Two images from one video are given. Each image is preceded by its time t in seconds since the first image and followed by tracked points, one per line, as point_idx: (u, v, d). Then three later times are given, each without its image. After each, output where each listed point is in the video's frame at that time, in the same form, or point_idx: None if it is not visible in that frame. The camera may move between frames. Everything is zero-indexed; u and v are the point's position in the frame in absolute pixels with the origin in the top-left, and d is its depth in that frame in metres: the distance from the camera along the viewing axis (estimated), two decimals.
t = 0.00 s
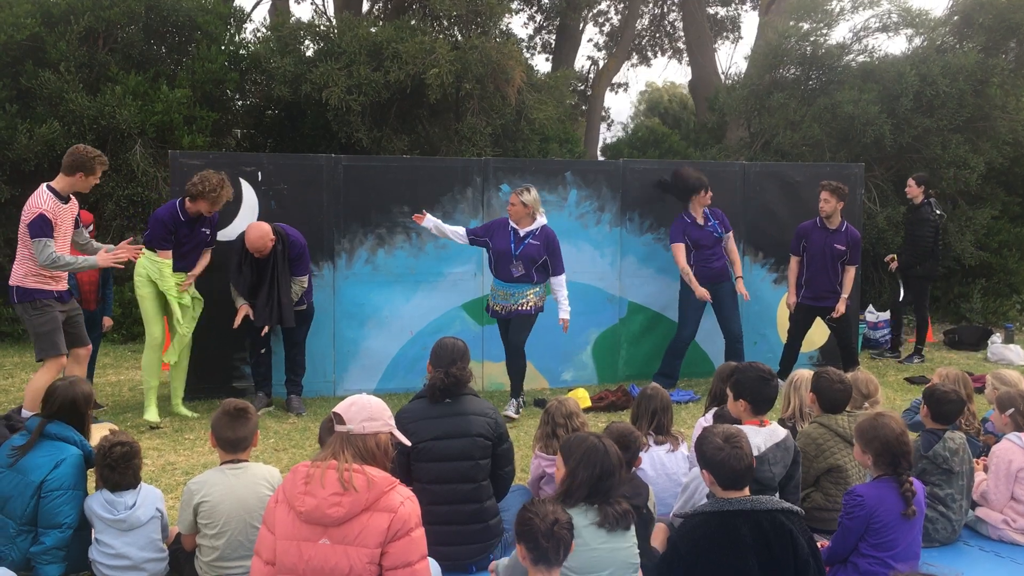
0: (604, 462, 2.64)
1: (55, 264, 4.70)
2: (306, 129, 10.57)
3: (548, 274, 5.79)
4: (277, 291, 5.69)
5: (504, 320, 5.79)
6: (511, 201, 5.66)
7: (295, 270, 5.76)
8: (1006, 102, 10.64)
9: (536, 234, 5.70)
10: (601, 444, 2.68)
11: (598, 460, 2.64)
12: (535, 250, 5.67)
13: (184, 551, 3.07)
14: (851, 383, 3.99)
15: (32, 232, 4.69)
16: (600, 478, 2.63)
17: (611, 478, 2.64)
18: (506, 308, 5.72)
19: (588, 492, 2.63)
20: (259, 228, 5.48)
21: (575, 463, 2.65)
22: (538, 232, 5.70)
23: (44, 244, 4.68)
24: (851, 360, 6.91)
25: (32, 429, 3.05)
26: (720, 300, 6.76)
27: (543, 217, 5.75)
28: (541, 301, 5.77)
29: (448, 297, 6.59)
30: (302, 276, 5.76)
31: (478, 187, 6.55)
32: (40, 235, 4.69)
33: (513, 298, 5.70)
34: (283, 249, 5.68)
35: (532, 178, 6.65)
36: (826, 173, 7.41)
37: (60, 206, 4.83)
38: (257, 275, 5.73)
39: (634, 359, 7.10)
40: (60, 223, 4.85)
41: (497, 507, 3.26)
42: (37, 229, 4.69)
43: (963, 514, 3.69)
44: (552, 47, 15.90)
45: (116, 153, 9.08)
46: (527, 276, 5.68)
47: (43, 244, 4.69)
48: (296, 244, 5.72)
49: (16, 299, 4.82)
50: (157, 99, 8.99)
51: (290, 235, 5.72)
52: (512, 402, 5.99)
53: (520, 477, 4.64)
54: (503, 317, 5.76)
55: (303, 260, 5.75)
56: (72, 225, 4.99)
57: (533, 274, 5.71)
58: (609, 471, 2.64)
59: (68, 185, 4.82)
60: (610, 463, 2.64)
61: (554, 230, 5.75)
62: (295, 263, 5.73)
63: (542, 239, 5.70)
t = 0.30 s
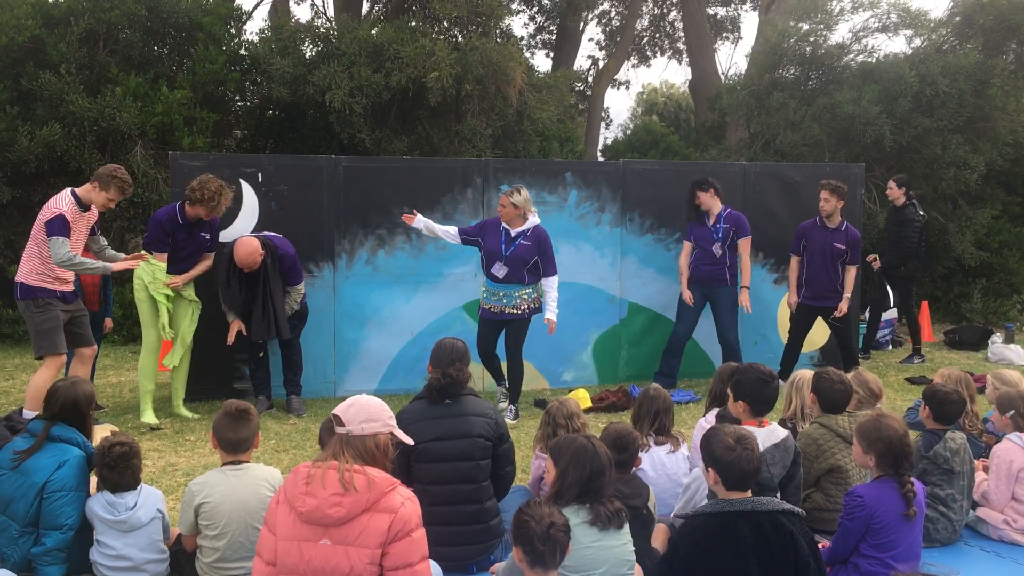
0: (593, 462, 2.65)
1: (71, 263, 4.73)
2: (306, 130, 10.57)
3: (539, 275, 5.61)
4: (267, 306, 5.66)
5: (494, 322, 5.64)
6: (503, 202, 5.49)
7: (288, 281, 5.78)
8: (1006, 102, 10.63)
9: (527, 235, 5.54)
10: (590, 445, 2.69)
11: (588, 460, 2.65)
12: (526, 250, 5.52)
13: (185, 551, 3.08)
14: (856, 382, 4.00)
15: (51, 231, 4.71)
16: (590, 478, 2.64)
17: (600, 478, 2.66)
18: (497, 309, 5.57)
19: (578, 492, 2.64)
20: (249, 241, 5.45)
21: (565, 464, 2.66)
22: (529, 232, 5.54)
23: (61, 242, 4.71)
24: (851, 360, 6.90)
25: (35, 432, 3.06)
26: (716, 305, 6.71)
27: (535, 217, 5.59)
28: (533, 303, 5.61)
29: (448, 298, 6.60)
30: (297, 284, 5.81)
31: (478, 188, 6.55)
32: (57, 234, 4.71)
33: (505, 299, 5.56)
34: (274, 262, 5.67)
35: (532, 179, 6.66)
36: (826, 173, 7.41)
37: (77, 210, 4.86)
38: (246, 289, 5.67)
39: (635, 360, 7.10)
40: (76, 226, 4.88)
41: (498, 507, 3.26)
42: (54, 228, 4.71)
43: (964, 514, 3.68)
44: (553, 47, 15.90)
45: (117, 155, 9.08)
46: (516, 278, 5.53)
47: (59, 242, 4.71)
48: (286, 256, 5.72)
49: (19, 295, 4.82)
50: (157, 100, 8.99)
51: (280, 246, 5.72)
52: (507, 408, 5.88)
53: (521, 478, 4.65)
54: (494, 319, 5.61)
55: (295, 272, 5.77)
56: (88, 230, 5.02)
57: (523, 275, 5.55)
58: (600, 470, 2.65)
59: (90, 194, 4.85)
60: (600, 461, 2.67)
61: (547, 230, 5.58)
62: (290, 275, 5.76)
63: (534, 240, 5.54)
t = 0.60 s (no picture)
0: (594, 466, 2.65)
1: (71, 271, 4.73)
2: (306, 132, 10.58)
3: (525, 277, 5.53)
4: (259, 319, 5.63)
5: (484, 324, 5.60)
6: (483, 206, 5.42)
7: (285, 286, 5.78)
8: (1006, 104, 10.63)
9: (511, 237, 5.45)
10: (592, 449, 2.69)
11: (589, 464, 2.65)
12: (509, 253, 5.44)
13: (185, 553, 3.08)
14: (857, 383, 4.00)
15: (56, 237, 4.74)
16: (592, 480, 2.64)
17: (602, 481, 2.66)
18: (484, 312, 5.53)
19: (580, 494, 2.64)
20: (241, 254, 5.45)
21: (567, 467, 2.65)
22: (513, 234, 5.45)
23: (65, 249, 4.72)
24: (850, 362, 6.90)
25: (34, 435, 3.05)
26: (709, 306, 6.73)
27: (519, 218, 5.49)
28: (520, 305, 5.56)
29: (448, 300, 6.60)
30: (296, 288, 5.80)
31: (478, 190, 6.55)
32: (62, 240, 4.73)
33: (492, 303, 5.51)
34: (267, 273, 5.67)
35: (532, 181, 6.67)
36: (826, 175, 7.42)
37: (87, 219, 4.86)
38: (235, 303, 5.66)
39: (634, 361, 7.10)
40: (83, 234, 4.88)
41: (498, 510, 3.26)
42: (60, 234, 4.74)
43: (963, 517, 3.69)
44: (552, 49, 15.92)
45: (116, 157, 9.08)
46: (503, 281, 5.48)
47: (62, 248, 4.73)
48: (279, 263, 5.73)
49: (23, 296, 4.85)
50: (157, 102, 9.00)
51: (271, 256, 5.72)
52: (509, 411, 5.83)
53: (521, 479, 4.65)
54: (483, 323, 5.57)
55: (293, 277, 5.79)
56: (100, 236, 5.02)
57: (508, 278, 5.49)
58: (602, 472, 2.66)
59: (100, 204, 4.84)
60: (601, 462, 2.67)
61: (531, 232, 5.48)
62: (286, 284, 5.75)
63: (517, 241, 5.45)
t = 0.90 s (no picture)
0: (588, 474, 2.66)
1: (64, 273, 4.73)
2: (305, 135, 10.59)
3: (495, 281, 5.43)
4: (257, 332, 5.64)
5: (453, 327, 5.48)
6: (455, 209, 5.33)
7: (284, 296, 5.78)
8: (1004, 106, 10.65)
9: (481, 241, 5.36)
10: (586, 460, 2.68)
11: (584, 473, 2.66)
12: (478, 257, 5.34)
13: (184, 555, 3.08)
14: (855, 385, 4.01)
15: (49, 238, 4.73)
16: (586, 490, 2.65)
17: (593, 490, 2.67)
18: (452, 314, 5.43)
19: (572, 501, 2.65)
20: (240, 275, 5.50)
21: (561, 475, 2.66)
22: (484, 238, 5.37)
23: (58, 251, 4.72)
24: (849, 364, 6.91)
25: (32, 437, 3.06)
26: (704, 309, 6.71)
27: (491, 221, 5.40)
28: (491, 310, 5.44)
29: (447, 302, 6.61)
30: (296, 298, 5.82)
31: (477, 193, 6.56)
32: (56, 242, 4.71)
33: (460, 305, 5.41)
34: (269, 286, 5.72)
35: (532, 184, 6.68)
36: (824, 177, 7.43)
37: (81, 214, 4.86)
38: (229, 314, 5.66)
39: (633, 363, 7.10)
40: (79, 230, 4.87)
41: (497, 512, 3.26)
42: (52, 237, 4.71)
43: (962, 519, 3.69)
44: (551, 52, 15.94)
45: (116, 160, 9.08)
46: (469, 284, 5.39)
47: (55, 250, 4.72)
48: (278, 276, 5.76)
49: (31, 302, 4.85)
50: (156, 105, 9.01)
51: (266, 269, 5.72)
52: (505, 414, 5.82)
53: (520, 482, 4.65)
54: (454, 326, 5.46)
55: (292, 288, 5.80)
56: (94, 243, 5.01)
57: (477, 282, 5.40)
58: (593, 478, 2.67)
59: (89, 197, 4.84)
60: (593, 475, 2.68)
61: (502, 236, 5.38)
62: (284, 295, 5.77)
63: (487, 246, 5.36)
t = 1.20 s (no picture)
0: (572, 478, 2.67)
1: (54, 271, 4.72)
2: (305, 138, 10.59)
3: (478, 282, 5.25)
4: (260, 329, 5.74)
5: (439, 329, 5.33)
6: (437, 207, 5.17)
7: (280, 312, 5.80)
8: (1002, 109, 10.67)
9: (463, 240, 5.19)
10: (565, 463, 2.71)
11: (567, 476, 2.67)
12: (460, 257, 5.17)
13: (184, 559, 3.08)
14: (853, 388, 4.01)
15: (40, 236, 4.72)
16: (569, 493, 2.66)
17: (579, 493, 2.67)
18: (436, 316, 5.28)
19: (557, 504, 2.65)
20: (239, 300, 5.58)
21: (543, 479, 2.67)
22: (466, 238, 5.20)
23: (48, 248, 4.72)
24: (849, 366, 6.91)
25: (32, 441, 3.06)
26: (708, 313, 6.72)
27: (473, 221, 5.25)
28: (472, 310, 5.27)
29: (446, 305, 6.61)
30: (295, 314, 5.81)
31: (476, 196, 6.56)
32: (47, 239, 4.71)
33: (443, 306, 5.25)
34: (265, 301, 5.75)
35: (531, 187, 6.68)
36: (823, 180, 7.44)
37: (72, 211, 4.86)
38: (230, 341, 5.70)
39: (633, 366, 7.10)
40: (71, 228, 4.87)
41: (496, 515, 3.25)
42: (44, 234, 4.72)
43: (961, 521, 3.69)
44: (550, 54, 15.95)
45: (115, 162, 9.08)
46: (452, 285, 5.22)
47: (47, 247, 4.72)
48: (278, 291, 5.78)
49: (27, 305, 4.83)
50: (155, 108, 9.01)
51: (265, 285, 5.74)
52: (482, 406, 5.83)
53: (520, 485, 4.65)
54: (437, 327, 5.30)
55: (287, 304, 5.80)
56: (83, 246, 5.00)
57: (459, 282, 5.22)
58: (575, 481, 2.67)
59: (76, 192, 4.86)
60: (578, 482, 2.68)
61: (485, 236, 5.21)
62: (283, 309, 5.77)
63: (469, 246, 5.19)
